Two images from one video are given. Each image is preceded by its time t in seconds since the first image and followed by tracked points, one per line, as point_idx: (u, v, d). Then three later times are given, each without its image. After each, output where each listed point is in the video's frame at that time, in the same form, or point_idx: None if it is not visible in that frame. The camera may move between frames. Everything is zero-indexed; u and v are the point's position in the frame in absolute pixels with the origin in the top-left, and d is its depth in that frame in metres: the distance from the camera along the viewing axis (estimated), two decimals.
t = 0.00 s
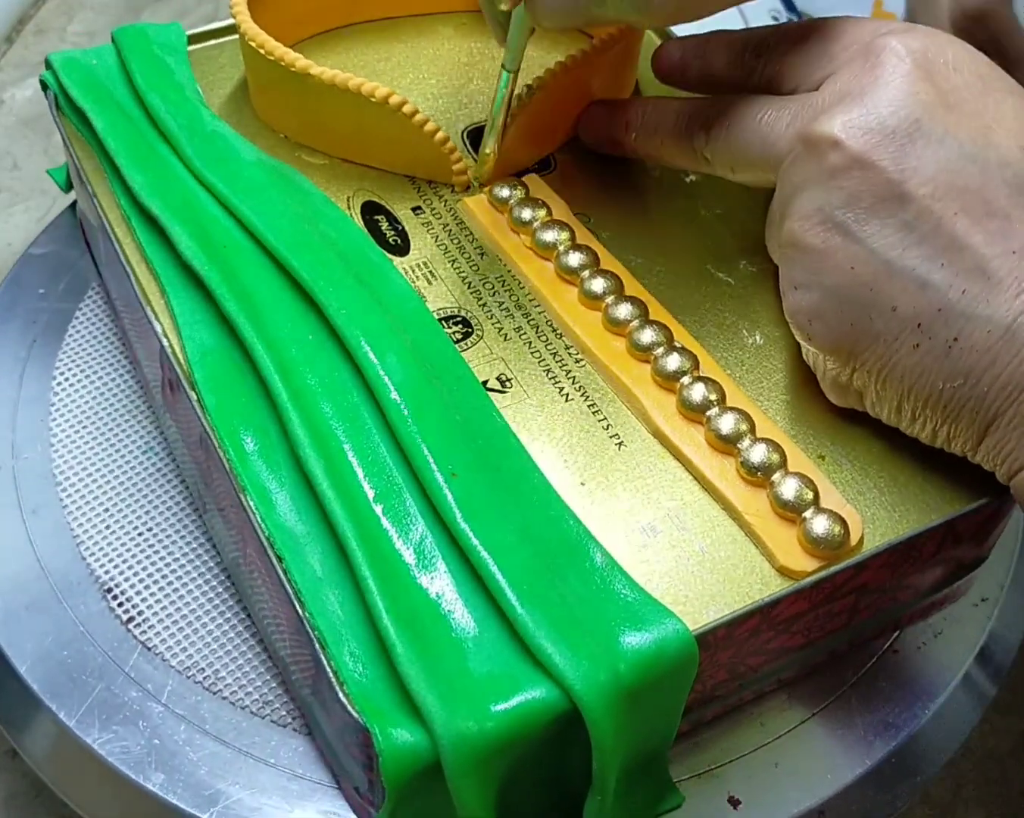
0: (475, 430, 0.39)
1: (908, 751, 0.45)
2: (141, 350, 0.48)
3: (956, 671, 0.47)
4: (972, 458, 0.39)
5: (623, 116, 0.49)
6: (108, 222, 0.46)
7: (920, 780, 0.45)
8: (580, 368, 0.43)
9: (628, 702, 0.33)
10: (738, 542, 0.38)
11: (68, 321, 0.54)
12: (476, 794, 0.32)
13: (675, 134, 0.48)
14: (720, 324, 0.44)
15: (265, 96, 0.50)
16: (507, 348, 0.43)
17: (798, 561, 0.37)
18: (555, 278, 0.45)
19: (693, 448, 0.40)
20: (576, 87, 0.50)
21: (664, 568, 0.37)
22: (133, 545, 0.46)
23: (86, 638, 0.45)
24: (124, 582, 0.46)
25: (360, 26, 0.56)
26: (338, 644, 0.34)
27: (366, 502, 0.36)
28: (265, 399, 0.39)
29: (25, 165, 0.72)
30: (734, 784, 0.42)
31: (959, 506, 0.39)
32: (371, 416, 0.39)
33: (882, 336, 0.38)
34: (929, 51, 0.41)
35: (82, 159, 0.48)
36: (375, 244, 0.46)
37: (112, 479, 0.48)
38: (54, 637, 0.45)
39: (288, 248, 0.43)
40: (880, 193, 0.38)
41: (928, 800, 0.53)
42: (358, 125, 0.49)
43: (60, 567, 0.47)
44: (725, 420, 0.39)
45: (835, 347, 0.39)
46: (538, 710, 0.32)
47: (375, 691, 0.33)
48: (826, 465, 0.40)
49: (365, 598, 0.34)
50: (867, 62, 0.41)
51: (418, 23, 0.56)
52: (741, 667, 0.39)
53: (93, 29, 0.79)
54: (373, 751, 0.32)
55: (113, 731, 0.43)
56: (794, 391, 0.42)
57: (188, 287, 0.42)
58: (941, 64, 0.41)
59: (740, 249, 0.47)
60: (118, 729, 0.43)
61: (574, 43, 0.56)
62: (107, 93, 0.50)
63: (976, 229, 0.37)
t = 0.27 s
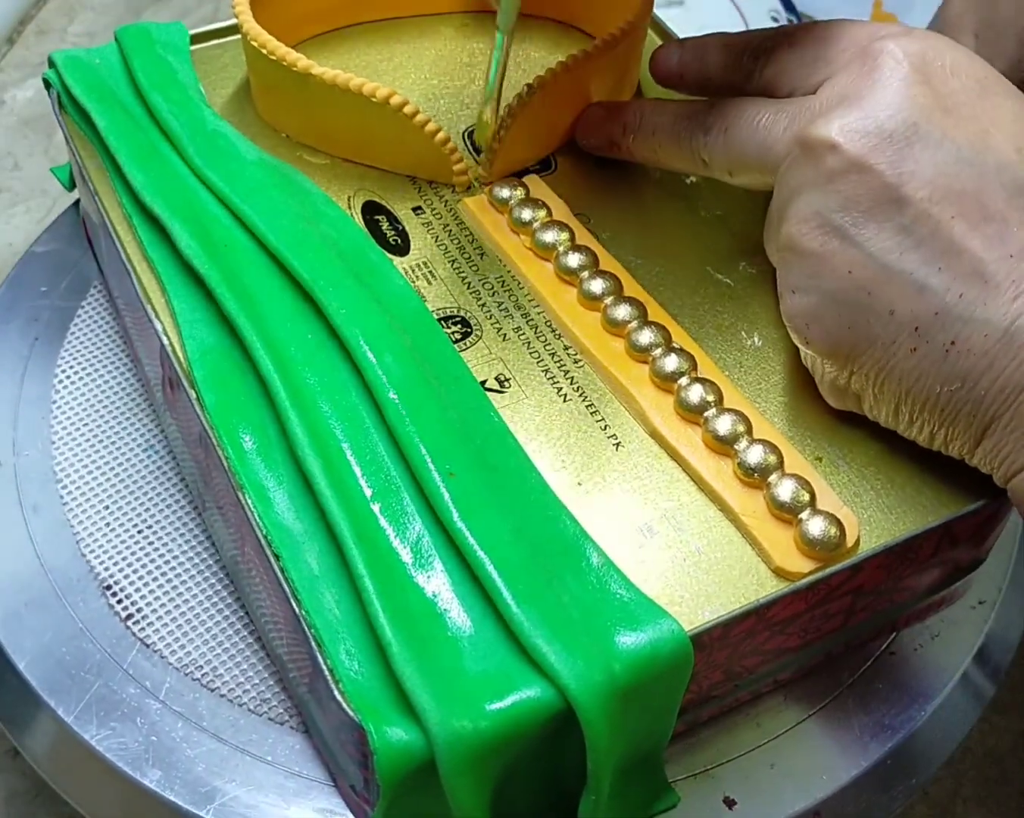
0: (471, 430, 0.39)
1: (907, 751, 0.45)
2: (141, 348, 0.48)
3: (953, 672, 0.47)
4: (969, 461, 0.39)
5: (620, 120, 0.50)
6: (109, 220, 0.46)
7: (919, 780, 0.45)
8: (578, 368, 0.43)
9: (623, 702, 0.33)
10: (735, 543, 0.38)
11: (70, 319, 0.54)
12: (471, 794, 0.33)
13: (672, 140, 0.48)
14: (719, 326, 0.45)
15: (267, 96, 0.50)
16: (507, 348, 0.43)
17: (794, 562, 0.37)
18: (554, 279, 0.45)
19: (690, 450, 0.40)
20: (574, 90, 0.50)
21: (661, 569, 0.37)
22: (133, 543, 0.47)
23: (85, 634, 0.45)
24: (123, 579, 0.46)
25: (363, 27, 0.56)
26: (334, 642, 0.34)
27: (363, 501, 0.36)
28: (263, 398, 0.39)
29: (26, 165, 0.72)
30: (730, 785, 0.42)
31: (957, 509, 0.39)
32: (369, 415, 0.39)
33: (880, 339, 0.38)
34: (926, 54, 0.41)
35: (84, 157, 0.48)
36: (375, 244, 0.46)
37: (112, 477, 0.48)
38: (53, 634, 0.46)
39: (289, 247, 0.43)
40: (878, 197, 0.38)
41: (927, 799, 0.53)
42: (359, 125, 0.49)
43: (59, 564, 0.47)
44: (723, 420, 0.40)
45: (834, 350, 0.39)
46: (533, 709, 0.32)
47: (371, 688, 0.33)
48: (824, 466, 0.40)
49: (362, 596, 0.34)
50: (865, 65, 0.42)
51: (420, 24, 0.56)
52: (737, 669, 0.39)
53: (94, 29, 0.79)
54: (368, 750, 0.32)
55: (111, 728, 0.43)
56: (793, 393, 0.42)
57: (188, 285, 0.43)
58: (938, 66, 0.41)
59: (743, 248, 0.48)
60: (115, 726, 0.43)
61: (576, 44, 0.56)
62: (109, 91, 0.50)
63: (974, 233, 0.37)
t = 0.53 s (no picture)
0: (467, 431, 0.39)
1: (906, 751, 0.45)
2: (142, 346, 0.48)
3: (951, 676, 0.47)
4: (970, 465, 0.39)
5: (614, 123, 0.49)
6: (110, 217, 0.46)
7: (920, 779, 0.45)
8: (576, 369, 0.43)
9: (615, 704, 0.33)
10: (730, 545, 0.38)
11: (71, 315, 0.54)
12: (462, 793, 0.33)
13: (666, 142, 0.48)
14: (717, 327, 0.45)
15: (269, 94, 0.50)
16: (505, 348, 0.43)
17: (788, 565, 0.37)
18: (553, 279, 0.45)
19: (687, 451, 0.40)
20: (577, 91, 0.50)
21: (657, 570, 0.37)
22: (131, 541, 0.47)
23: (82, 631, 0.45)
24: (121, 576, 0.46)
25: (365, 26, 0.56)
26: (327, 640, 0.34)
27: (359, 499, 0.36)
28: (260, 396, 0.39)
29: (26, 165, 0.72)
30: (725, 788, 0.42)
31: (954, 513, 0.39)
32: (366, 415, 0.39)
33: (880, 343, 0.38)
34: (923, 58, 0.41)
35: (86, 154, 0.48)
36: (374, 243, 0.46)
37: (112, 474, 0.48)
38: (51, 629, 0.46)
39: (288, 246, 0.43)
40: (876, 201, 0.38)
41: (927, 799, 0.53)
42: (360, 124, 0.49)
43: (58, 560, 0.47)
44: (720, 422, 0.40)
45: (834, 354, 0.39)
46: (524, 709, 0.32)
47: (363, 687, 0.33)
48: (821, 468, 0.40)
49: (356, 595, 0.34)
50: (862, 69, 0.42)
51: (422, 24, 0.56)
52: (732, 670, 0.39)
53: (94, 29, 0.79)
54: (359, 748, 0.32)
55: (107, 724, 0.43)
56: (791, 395, 0.42)
57: (188, 284, 0.43)
58: (935, 70, 0.41)
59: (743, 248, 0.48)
60: (111, 723, 0.43)
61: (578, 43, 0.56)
62: (112, 88, 0.50)
63: (973, 236, 0.38)
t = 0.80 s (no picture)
0: (465, 430, 0.38)
1: (906, 753, 0.45)
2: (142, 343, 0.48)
3: (948, 679, 0.47)
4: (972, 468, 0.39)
5: (609, 130, 0.49)
6: (110, 215, 0.46)
7: (920, 780, 0.45)
8: (575, 369, 0.43)
9: (609, 704, 0.33)
10: (727, 546, 0.38)
11: (72, 312, 0.54)
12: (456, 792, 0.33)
13: (664, 148, 0.47)
14: (717, 328, 0.45)
15: (271, 93, 0.50)
16: (505, 348, 0.43)
17: (785, 567, 0.37)
18: (552, 279, 0.45)
19: (685, 452, 0.40)
20: (580, 90, 0.50)
21: (653, 572, 0.37)
22: (130, 538, 0.47)
23: (81, 628, 0.45)
24: (119, 574, 0.46)
25: (366, 26, 0.56)
26: (323, 639, 0.34)
27: (355, 498, 0.36)
28: (258, 395, 0.39)
29: (26, 165, 0.72)
30: (720, 790, 0.42)
31: (952, 517, 0.39)
32: (364, 413, 0.39)
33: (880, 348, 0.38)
34: (918, 61, 0.41)
35: (87, 151, 0.48)
36: (374, 242, 0.46)
37: (111, 471, 0.48)
38: (49, 626, 0.46)
39: (288, 244, 0.43)
40: (875, 206, 0.38)
41: (928, 799, 0.53)
42: (361, 123, 0.49)
43: (56, 556, 0.47)
44: (717, 423, 0.39)
45: (833, 359, 0.39)
46: (518, 709, 0.32)
47: (358, 686, 0.33)
48: (818, 471, 0.40)
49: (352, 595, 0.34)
50: (858, 73, 0.42)
51: (426, 24, 0.56)
52: (728, 671, 0.39)
53: (94, 29, 0.79)
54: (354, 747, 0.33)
55: (104, 721, 0.44)
56: (790, 397, 0.42)
57: (187, 282, 0.43)
58: (931, 73, 0.41)
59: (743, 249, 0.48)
60: (108, 720, 0.44)
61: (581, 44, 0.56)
62: (114, 86, 0.50)
63: (972, 238, 0.38)
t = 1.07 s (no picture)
0: (462, 430, 0.39)
1: (903, 755, 0.45)
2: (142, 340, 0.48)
3: (944, 683, 0.46)
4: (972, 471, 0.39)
5: (606, 136, 0.49)
6: (112, 212, 0.46)
7: (918, 782, 0.45)
8: (573, 370, 0.43)
9: (602, 706, 0.33)
10: (721, 549, 0.38)
11: (74, 309, 0.54)
12: (449, 792, 0.33)
13: (660, 153, 0.47)
14: (716, 330, 0.45)
15: (273, 91, 0.50)
16: (503, 348, 0.43)
17: (779, 569, 0.37)
18: (552, 280, 0.45)
19: (681, 454, 0.40)
20: (587, 90, 0.51)
21: (645, 574, 0.37)
22: (129, 535, 0.47)
23: (79, 624, 0.46)
24: (117, 571, 0.46)
25: (369, 26, 0.56)
26: (317, 638, 0.34)
27: (350, 496, 0.36)
28: (256, 393, 0.40)
29: (26, 165, 0.72)
30: (713, 791, 0.42)
31: (947, 520, 0.39)
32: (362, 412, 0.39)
33: (878, 352, 0.38)
34: (911, 65, 0.41)
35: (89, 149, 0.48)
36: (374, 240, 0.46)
37: (111, 468, 0.48)
38: (47, 622, 0.46)
39: (288, 242, 0.43)
40: (870, 210, 0.38)
41: (927, 799, 0.53)
42: (361, 122, 0.49)
43: (55, 553, 0.47)
44: (713, 425, 0.39)
45: (832, 363, 0.39)
46: (509, 708, 0.32)
47: (351, 685, 0.33)
48: (815, 473, 0.40)
49: (346, 594, 0.34)
50: (852, 78, 0.41)
51: (429, 22, 0.56)
52: (722, 673, 0.39)
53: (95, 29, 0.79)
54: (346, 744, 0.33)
55: (100, 718, 0.44)
56: (787, 400, 0.42)
57: (188, 280, 0.43)
58: (924, 76, 0.41)
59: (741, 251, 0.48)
60: (104, 717, 0.44)
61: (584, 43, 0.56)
62: (117, 84, 0.50)
63: (968, 242, 0.38)
